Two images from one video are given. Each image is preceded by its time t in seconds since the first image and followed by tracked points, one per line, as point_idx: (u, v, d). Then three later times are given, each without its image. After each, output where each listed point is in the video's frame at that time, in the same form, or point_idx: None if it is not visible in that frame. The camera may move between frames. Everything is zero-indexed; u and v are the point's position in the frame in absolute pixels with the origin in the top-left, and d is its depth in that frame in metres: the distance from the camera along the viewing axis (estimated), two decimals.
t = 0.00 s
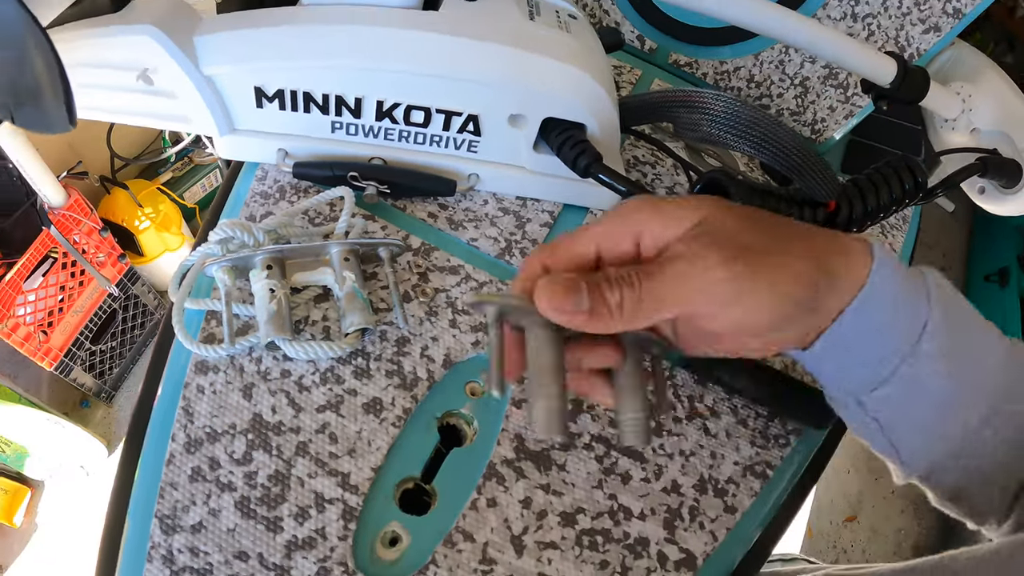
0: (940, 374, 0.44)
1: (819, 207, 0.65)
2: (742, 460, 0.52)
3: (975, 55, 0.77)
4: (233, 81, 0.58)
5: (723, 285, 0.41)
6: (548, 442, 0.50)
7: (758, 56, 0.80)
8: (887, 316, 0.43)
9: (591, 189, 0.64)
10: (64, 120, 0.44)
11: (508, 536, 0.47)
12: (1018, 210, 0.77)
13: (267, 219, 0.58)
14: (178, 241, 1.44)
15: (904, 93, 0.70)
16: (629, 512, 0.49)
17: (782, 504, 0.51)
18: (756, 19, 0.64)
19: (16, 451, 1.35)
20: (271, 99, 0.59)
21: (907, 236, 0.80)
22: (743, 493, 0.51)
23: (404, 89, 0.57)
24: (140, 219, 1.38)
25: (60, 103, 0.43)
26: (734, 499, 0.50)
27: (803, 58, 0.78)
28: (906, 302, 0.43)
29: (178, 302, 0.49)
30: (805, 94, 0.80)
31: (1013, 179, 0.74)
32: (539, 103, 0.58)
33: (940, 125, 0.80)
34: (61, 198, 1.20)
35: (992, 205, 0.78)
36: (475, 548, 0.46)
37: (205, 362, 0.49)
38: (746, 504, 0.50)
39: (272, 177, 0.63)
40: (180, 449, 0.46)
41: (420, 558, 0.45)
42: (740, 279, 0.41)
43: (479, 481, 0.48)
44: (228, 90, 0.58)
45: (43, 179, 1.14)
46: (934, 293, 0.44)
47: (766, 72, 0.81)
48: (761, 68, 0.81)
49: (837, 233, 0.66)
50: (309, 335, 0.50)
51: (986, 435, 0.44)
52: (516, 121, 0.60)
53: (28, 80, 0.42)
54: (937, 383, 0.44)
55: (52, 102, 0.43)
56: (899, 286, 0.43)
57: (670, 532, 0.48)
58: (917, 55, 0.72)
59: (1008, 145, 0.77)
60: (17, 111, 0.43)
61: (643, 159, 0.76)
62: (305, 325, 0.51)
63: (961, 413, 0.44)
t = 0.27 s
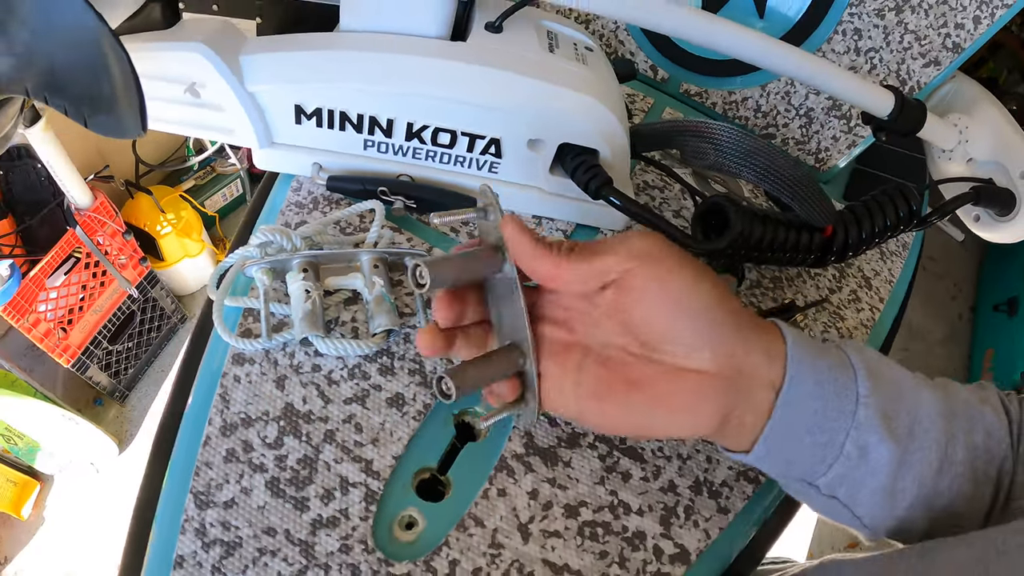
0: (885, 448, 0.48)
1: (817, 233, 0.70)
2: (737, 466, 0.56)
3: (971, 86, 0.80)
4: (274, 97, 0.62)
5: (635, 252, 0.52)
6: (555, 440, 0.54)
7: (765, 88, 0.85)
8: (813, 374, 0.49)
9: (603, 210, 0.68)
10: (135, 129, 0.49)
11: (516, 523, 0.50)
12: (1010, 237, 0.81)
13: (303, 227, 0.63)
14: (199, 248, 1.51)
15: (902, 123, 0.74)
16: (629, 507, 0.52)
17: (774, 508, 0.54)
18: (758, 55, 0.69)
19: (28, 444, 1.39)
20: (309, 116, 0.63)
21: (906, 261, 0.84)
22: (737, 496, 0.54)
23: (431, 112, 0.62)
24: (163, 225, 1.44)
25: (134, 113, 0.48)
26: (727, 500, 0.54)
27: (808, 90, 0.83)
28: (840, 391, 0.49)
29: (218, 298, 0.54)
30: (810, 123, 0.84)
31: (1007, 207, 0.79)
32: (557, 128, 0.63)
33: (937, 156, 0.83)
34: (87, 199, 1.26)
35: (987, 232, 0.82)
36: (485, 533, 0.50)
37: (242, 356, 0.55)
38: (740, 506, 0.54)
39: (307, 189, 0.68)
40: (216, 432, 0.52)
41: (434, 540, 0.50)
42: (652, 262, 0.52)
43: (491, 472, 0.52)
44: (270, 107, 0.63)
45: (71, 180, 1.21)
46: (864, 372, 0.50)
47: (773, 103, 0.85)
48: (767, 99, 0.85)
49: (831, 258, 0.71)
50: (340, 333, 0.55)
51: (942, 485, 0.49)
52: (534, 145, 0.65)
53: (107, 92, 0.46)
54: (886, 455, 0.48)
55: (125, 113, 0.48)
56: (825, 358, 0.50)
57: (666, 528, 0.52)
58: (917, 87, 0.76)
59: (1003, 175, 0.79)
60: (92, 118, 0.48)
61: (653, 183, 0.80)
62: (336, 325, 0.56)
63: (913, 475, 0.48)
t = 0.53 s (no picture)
0: (857, 466, 0.48)
1: (811, 249, 0.71)
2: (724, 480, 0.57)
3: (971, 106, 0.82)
4: (280, 112, 0.64)
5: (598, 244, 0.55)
6: (544, 451, 0.55)
7: (766, 105, 0.86)
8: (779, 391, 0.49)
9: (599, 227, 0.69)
10: (143, 144, 0.51)
11: (502, 531, 0.52)
12: (1010, 255, 0.81)
13: (306, 237, 0.65)
14: (207, 254, 1.53)
15: (901, 140, 0.75)
16: (615, 519, 0.54)
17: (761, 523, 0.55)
18: (755, 74, 0.71)
19: (34, 443, 1.41)
20: (313, 130, 0.65)
21: (907, 277, 0.85)
22: (723, 510, 0.55)
23: (431, 129, 0.64)
24: (172, 231, 1.46)
25: (144, 129, 0.49)
26: (713, 515, 0.55)
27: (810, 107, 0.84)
28: (808, 409, 0.49)
29: (222, 304, 0.56)
30: (811, 140, 0.86)
31: (1006, 225, 0.79)
32: (554, 146, 0.64)
33: (937, 174, 0.83)
34: (98, 204, 1.28)
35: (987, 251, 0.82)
36: (472, 539, 0.51)
37: (242, 361, 0.57)
38: (725, 520, 0.55)
39: (311, 201, 0.70)
40: (215, 435, 0.54)
41: (424, 543, 0.51)
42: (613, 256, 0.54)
43: (480, 480, 0.54)
44: (276, 120, 0.65)
45: (86, 187, 1.23)
46: (837, 391, 0.49)
47: (774, 120, 0.87)
48: (768, 116, 0.87)
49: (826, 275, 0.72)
50: (338, 342, 0.57)
51: (919, 502, 0.49)
52: (532, 161, 0.66)
53: (118, 108, 0.49)
54: (858, 476, 0.48)
55: (136, 129, 0.50)
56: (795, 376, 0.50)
57: (651, 540, 0.53)
58: (918, 105, 0.77)
59: (1002, 194, 0.80)
60: (105, 131, 0.50)
61: (652, 199, 0.81)
62: (334, 334, 0.58)
63: (889, 493, 0.48)
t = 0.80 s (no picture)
0: (863, 460, 0.48)
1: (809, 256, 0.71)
2: (718, 487, 0.57)
3: (972, 111, 0.82)
4: (278, 118, 0.65)
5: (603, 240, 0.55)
6: (538, 457, 0.56)
7: (766, 111, 0.86)
8: (787, 380, 0.49)
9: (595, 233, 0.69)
10: (140, 154, 0.51)
11: (496, 537, 0.52)
12: (1010, 262, 0.80)
13: (304, 244, 0.65)
14: (211, 258, 1.54)
15: (900, 147, 0.75)
16: (608, 526, 0.54)
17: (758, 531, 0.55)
18: (754, 79, 0.71)
19: (36, 444, 1.41)
20: (311, 137, 0.66)
21: (907, 281, 0.85)
22: (718, 517, 0.56)
23: (428, 136, 0.64)
24: (175, 234, 1.48)
25: (140, 142, 0.51)
26: (708, 522, 0.55)
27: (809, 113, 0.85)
28: (814, 401, 0.49)
29: (220, 309, 0.57)
30: (810, 146, 0.86)
31: (1006, 232, 0.78)
32: (550, 153, 0.65)
33: (938, 179, 0.84)
34: (101, 207, 1.29)
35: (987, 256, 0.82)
36: (465, 545, 0.52)
37: (239, 367, 0.57)
38: (720, 528, 0.55)
39: (308, 207, 0.70)
40: (211, 439, 0.54)
41: (416, 549, 0.51)
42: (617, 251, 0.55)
43: (474, 486, 0.54)
44: (274, 126, 0.66)
45: (87, 190, 1.23)
46: (842, 389, 0.50)
47: (774, 125, 0.87)
48: (768, 121, 0.87)
49: (824, 282, 0.72)
50: (334, 348, 0.58)
51: (921, 502, 0.49)
52: (529, 168, 0.67)
53: (115, 118, 0.49)
54: (862, 472, 0.48)
55: (132, 139, 0.50)
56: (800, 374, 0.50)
57: (645, 547, 0.53)
58: (919, 109, 0.77)
59: (1002, 199, 0.79)
60: (102, 140, 0.51)
61: (650, 206, 0.82)
62: (331, 340, 0.58)
63: (891, 492, 0.48)
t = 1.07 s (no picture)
0: (879, 470, 0.48)
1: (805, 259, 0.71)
2: (714, 492, 0.57)
3: (968, 110, 0.82)
4: (270, 125, 0.65)
5: (635, 280, 0.50)
6: (532, 464, 0.56)
7: (761, 111, 0.86)
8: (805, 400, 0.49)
9: (587, 238, 0.69)
10: (128, 164, 0.52)
11: (489, 545, 0.52)
12: (1008, 261, 0.79)
13: (297, 251, 0.65)
14: (208, 261, 1.54)
15: (895, 146, 0.75)
16: (603, 532, 0.54)
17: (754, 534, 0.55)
18: (747, 82, 0.71)
19: (36, 450, 1.41)
20: (303, 144, 0.66)
21: (905, 280, 0.85)
22: (713, 523, 0.56)
23: (421, 143, 0.64)
24: (173, 238, 1.48)
25: (128, 154, 0.51)
26: (703, 528, 0.55)
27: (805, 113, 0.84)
28: (827, 413, 0.49)
29: (213, 318, 0.57)
30: (806, 146, 0.86)
31: (1005, 231, 0.78)
32: (543, 158, 0.64)
33: (933, 179, 0.83)
34: (98, 213, 1.27)
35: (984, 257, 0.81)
36: (459, 553, 0.52)
37: (232, 376, 0.57)
38: (716, 533, 0.55)
39: (301, 214, 0.70)
40: (205, 449, 0.54)
41: (410, 557, 0.51)
42: (649, 289, 0.50)
43: (468, 493, 0.54)
44: (264, 133, 0.66)
45: (83, 195, 1.22)
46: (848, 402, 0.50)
47: (769, 125, 0.87)
48: (763, 122, 0.87)
49: (821, 284, 0.72)
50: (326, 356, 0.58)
51: (928, 513, 0.49)
52: (522, 173, 0.67)
53: (104, 131, 0.49)
54: (875, 486, 0.48)
55: (121, 150, 0.51)
56: (809, 385, 0.50)
57: (640, 553, 0.53)
58: (914, 108, 0.77)
59: (999, 199, 0.79)
60: (91, 152, 0.51)
61: (644, 210, 0.81)
62: (324, 348, 0.58)
63: (903, 503, 0.48)
